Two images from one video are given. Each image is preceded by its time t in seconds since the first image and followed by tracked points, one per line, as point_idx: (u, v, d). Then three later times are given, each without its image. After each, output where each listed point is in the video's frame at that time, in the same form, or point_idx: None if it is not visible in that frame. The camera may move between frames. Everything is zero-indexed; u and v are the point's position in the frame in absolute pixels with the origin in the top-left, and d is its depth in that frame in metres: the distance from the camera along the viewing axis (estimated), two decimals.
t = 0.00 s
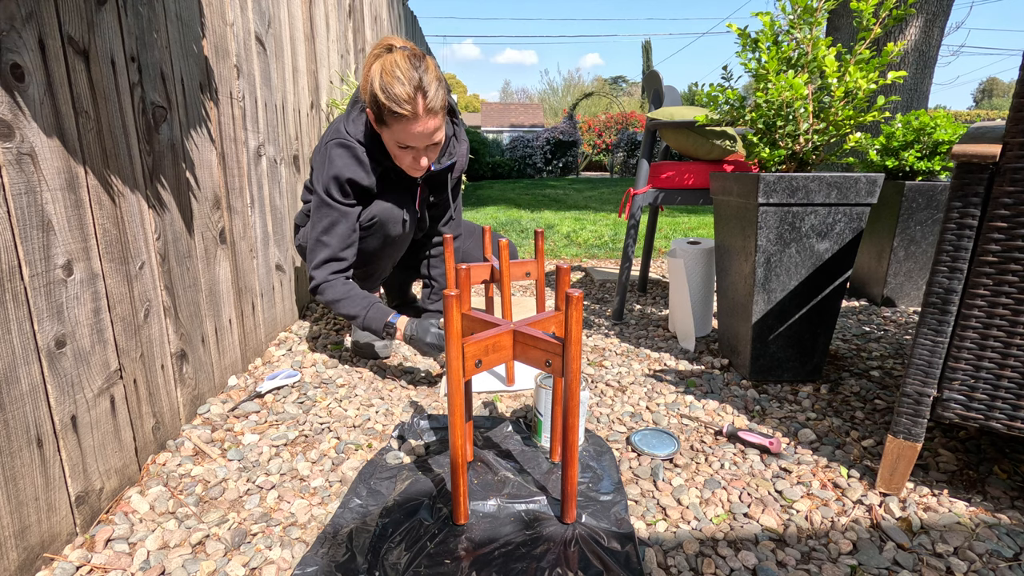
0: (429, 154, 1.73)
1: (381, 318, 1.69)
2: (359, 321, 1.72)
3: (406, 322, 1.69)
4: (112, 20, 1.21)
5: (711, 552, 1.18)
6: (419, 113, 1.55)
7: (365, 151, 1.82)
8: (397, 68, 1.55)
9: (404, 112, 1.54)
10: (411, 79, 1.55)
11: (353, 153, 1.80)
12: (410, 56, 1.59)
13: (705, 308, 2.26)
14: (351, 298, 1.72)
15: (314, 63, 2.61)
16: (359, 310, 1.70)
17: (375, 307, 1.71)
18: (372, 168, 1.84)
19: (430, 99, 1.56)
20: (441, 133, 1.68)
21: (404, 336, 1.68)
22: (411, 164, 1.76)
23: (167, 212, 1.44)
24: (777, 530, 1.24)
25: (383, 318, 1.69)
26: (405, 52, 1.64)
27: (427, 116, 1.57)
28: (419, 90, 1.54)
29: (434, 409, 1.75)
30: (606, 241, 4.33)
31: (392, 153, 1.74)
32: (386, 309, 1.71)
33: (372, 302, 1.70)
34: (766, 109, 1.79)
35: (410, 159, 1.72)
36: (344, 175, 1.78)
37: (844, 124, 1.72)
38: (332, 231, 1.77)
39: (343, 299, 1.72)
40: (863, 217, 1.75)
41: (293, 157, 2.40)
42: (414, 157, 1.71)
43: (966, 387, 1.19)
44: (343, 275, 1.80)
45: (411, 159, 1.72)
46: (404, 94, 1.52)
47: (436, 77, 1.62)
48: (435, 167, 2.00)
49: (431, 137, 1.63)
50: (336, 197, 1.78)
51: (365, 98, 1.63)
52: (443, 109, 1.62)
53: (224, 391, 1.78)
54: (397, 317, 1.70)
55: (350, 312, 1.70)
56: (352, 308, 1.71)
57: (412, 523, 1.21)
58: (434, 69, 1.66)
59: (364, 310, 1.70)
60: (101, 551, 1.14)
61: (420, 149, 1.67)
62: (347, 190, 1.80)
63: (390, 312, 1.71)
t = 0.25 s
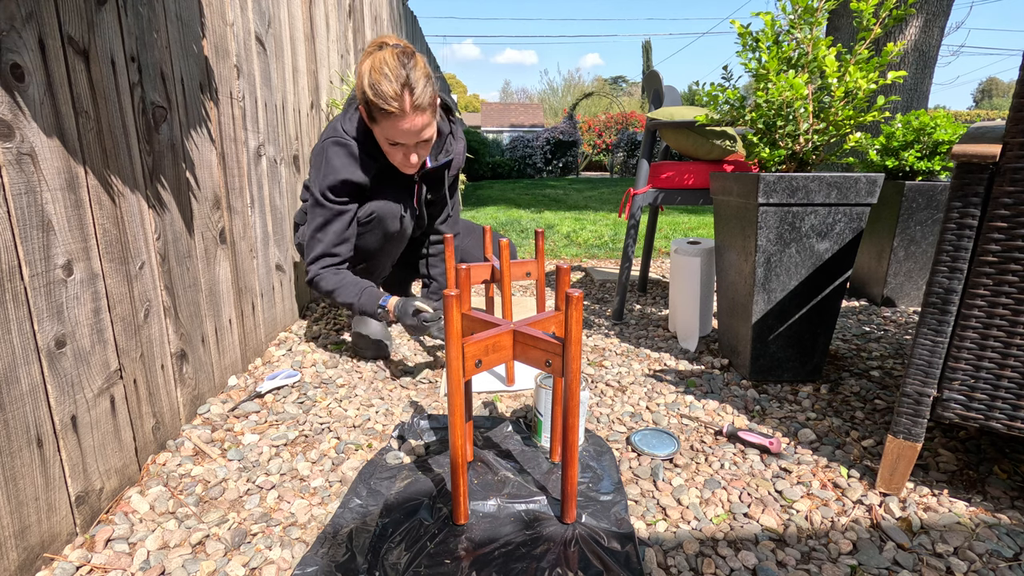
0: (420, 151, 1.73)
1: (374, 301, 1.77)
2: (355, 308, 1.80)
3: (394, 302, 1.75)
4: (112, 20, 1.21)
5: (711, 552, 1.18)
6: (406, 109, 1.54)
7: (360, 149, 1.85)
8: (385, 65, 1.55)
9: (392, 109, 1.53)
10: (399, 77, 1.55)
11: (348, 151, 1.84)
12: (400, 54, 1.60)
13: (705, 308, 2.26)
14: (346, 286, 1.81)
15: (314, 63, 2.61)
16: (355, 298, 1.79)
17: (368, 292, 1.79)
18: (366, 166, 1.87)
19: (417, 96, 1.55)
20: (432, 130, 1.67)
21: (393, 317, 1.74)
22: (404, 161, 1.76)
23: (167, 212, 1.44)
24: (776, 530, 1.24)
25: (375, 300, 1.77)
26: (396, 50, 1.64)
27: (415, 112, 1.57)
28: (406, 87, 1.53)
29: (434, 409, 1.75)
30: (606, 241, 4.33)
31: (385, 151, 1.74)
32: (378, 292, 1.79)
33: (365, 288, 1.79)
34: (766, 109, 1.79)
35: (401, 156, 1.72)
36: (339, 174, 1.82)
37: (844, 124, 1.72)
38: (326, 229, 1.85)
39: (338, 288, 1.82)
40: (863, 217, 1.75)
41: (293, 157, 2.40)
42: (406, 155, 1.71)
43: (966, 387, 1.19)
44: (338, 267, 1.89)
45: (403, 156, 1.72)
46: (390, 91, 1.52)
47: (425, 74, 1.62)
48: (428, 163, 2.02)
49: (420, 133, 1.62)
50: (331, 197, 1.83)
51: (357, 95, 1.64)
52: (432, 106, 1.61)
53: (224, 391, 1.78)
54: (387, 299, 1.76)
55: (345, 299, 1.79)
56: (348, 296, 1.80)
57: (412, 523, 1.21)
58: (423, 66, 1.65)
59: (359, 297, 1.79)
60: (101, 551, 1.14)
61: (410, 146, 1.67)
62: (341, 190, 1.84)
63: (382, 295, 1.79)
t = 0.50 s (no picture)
0: (398, 141, 1.78)
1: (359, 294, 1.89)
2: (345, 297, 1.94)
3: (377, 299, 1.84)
4: (112, 20, 1.22)
5: (711, 552, 1.18)
6: (377, 99, 1.62)
7: (345, 137, 2.01)
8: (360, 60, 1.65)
9: (364, 99, 1.62)
10: (371, 70, 1.65)
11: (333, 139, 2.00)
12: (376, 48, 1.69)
13: (705, 308, 2.26)
14: (337, 275, 1.95)
15: (314, 63, 2.61)
16: (345, 287, 1.92)
17: (357, 285, 1.91)
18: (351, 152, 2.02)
19: (387, 86, 1.63)
20: (408, 121, 1.73)
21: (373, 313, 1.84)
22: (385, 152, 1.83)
23: (167, 212, 1.44)
24: (776, 530, 1.24)
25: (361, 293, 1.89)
26: (374, 45, 1.74)
27: (385, 102, 1.64)
28: (376, 79, 1.62)
29: (434, 409, 1.75)
30: (606, 241, 4.33)
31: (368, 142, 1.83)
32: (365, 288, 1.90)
33: (355, 280, 1.92)
34: (766, 109, 1.79)
35: (380, 146, 1.79)
36: (325, 158, 1.98)
37: (844, 124, 1.72)
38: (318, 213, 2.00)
39: (332, 275, 1.96)
40: (863, 217, 1.75)
41: (293, 157, 2.40)
42: (384, 146, 1.79)
43: (966, 387, 1.19)
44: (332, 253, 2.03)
45: (382, 146, 1.79)
46: (362, 82, 1.61)
47: (399, 66, 1.69)
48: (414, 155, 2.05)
49: (394, 122, 1.68)
50: (320, 181, 2.00)
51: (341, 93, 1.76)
52: (405, 95, 1.68)
53: (224, 391, 1.78)
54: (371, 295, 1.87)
55: (336, 288, 1.92)
56: (338, 285, 1.93)
57: (412, 523, 1.21)
58: (399, 60, 1.74)
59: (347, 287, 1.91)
60: (100, 551, 1.14)
61: (387, 137, 1.74)
62: (330, 174, 2.01)
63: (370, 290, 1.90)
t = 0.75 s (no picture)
0: (407, 124, 1.82)
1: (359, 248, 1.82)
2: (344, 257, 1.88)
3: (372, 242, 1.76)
4: (112, 20, 1.21)
5: (711, 552, 1.18)
6: (391, 81, 1.66)
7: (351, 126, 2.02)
8: (374, 43, 1.69)
9: (378, 80, 1.66)
10: (386, 52, 1.68)
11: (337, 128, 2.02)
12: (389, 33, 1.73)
13: (705, 308, 2.26)
14: (336, 241, 1.90)
15: (314, 63, 2.61)
16: (344, 247, 1.87)
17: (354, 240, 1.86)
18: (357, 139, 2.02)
19: (401, 68, 1.67)
20: (417, 105, 1.78)
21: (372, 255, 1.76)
22: (392, 134, 1.86)
23: (167, 212, 1.44)
24: (777, 530, 1.24)
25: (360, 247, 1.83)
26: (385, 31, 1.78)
27: (398, 84, 1.68)
28: (391, 61, 1.66)
29: (434, 408, 1.75)
30: (606, 241, 4.33)
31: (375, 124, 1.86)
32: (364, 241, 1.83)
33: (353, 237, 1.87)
34: (766, 109, 1.79)
35: (389, 128, 1.82)
36: (330, 144, 1.98)
37: (844, 124, 1.72)
38: (319, 195, 1.99)
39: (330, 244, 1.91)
40: (863, 217, 1.75)
41: (293, 157, 2.40)
42: (392, 128, 1.81)
43: (966, 387, 1.19)
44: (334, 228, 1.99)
45: (390, 127, 1.81)
46: (378, 64, 1.65)
47: (412, 52, 1.74)
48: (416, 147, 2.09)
49: (405, 104, 1.72)
50: (324, 167, 2.00)
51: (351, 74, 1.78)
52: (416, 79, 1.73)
53: (224, 391, 1.78)
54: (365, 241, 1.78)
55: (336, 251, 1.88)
56: (337, 247, 1.88)
57: (413, 523, 1.21)
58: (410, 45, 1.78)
59: (346, 246, 1.86)
60: (100, 551, 1.14)
61: (398, 118, 1.77)
62: (332, 160, 2.00)
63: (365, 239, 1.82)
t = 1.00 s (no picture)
0: (418, 118, 1.83)
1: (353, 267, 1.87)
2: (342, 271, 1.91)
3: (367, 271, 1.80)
4: (112, 19, 1.21)
5: (711, 552, 1.18)
6: (411, 73, 1.68)
7: (361, 122, 2.03)
8: (396, 35, 1.70)
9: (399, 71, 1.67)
10: (408, 45, 1.70)
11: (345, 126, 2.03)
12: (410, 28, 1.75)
13: (705, 308, 2.26)
14: (338, 252, 1.94)
15: (314, 63, 2.61)
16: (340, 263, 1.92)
17: (352, 259, 1.90)
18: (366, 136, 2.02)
19: (422, 62, 1.70)
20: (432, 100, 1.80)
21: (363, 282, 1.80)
22: (401, 126, 1.85)
23: (167, 212, 1.44)
24: (776, 530, 1.24)
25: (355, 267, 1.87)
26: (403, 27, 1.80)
27: (418, 77, 1.70)
28: (414, 54, 1.68)
29: (434, 408, 1.75)
30: (606, 241, 4.33)
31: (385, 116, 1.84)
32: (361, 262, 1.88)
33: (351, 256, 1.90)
34: (766, 109, 1.79)
35: (400, 119, 1.80)
36: (339, 143, 2.01)
37: (844, 124, 1.72)
38: (326, 197, 2.02)
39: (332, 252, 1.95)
40: (863, 217, 1.75)
41: (293, 157, 2.40)
42: (404, 120, 1.80)
43: (966, 387, 1.19)
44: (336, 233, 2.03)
45: (402, 119, 1.80)
46: (400, 56, 1.66)
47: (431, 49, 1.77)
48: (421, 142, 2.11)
49: (422, 97, 1.74)
50: (332, 167, 2.01)
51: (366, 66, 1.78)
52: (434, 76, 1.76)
53: (224, 391, 1.78)
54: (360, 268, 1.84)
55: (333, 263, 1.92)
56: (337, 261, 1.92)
57: (413, 523, 1.21)
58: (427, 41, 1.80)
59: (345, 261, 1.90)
60: (101, 551, 1.14)
61: (413, 111, 1.77)
62: (340, 160, 2.01)
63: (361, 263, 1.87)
